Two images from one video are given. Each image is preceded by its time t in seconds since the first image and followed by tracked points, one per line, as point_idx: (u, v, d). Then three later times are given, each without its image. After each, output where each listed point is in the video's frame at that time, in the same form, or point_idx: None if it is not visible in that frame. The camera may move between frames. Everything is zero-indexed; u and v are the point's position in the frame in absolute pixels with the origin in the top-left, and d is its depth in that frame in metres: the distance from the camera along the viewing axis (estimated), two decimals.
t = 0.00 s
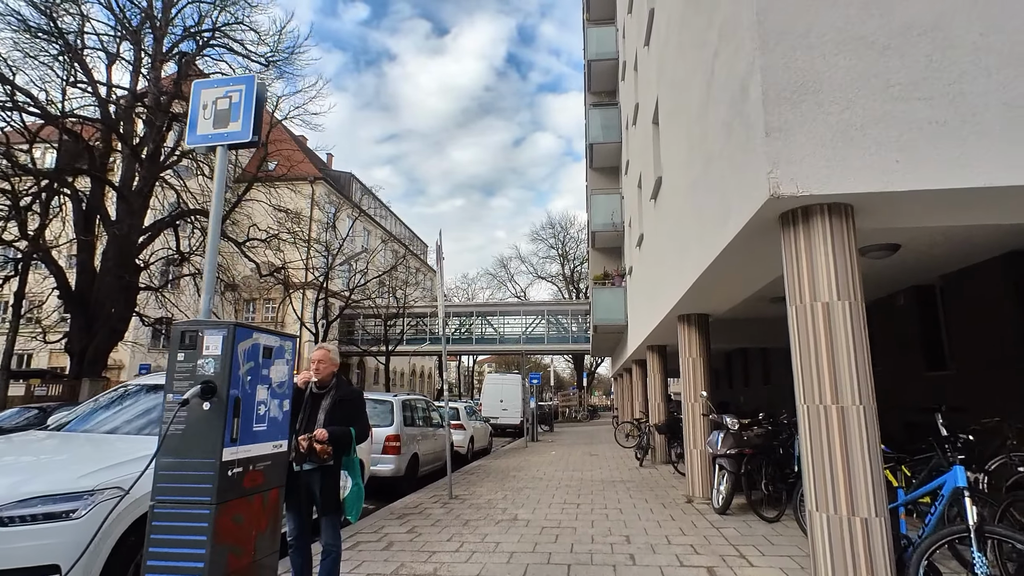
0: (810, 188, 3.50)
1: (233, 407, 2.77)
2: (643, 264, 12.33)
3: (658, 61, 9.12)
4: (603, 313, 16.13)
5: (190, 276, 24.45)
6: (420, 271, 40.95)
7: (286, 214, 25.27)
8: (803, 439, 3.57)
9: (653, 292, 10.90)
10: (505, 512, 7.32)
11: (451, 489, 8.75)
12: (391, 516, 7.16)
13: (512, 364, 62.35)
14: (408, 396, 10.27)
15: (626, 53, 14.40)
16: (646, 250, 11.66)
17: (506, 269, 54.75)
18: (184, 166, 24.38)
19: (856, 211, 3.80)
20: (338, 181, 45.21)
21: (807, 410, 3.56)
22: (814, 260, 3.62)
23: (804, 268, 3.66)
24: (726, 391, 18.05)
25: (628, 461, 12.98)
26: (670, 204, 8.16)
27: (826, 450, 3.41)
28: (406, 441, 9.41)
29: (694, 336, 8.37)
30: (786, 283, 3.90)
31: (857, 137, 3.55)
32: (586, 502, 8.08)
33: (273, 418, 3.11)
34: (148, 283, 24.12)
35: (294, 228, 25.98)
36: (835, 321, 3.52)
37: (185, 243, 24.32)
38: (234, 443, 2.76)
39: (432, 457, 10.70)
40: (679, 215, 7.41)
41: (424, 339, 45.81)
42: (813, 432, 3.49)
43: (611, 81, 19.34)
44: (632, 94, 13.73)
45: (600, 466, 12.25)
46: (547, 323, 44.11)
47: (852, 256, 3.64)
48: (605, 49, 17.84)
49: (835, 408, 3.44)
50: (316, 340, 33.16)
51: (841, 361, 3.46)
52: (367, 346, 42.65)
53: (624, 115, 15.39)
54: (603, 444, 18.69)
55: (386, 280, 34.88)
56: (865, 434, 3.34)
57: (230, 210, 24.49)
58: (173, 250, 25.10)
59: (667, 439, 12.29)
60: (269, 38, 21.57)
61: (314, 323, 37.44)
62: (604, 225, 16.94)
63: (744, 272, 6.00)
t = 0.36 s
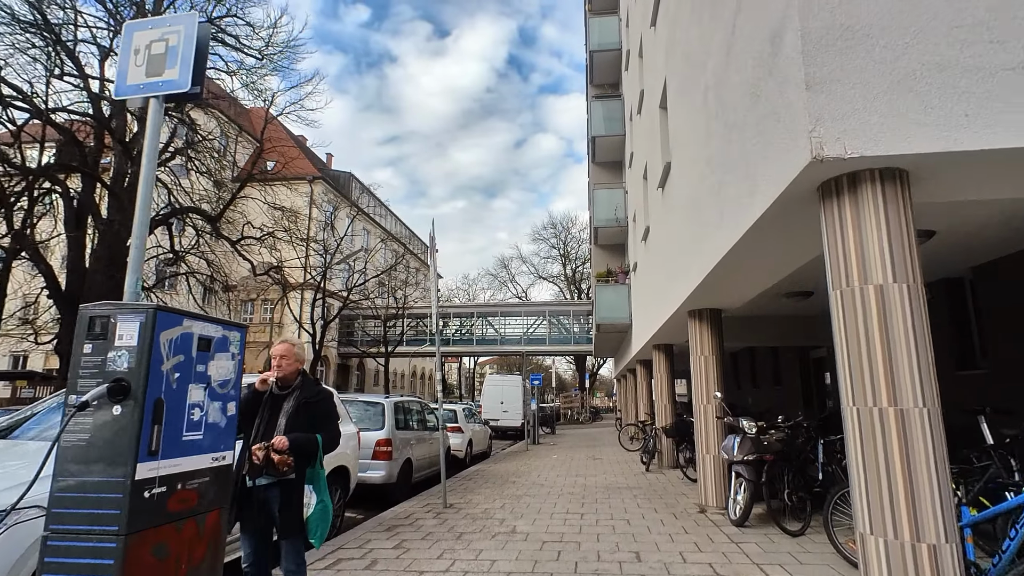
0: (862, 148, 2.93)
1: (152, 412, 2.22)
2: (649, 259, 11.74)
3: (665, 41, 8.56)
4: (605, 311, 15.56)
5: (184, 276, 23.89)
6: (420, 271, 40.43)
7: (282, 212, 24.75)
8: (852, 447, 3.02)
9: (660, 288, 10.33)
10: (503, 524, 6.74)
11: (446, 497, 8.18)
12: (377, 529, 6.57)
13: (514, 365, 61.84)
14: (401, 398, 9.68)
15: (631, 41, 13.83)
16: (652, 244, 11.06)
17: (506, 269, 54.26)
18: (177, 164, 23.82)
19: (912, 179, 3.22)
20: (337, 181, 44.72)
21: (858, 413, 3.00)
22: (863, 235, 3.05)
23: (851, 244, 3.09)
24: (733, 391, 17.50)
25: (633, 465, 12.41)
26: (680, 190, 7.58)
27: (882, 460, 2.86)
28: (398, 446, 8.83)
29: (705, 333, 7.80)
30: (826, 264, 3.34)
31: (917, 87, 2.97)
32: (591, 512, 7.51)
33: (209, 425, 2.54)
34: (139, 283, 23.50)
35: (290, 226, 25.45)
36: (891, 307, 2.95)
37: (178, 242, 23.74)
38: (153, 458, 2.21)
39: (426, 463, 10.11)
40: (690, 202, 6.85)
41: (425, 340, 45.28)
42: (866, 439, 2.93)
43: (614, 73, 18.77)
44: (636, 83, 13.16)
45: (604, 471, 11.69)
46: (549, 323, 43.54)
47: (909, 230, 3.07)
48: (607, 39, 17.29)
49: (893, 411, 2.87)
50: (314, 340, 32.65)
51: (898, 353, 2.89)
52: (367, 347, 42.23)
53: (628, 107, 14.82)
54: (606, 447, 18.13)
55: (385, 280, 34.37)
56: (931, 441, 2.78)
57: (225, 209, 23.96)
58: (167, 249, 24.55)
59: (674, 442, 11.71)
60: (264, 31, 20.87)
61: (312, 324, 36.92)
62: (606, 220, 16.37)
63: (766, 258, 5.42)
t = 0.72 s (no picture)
0: (926, 84, 2.40)
1: (13, 406, 2.34)
2: (654, 252, 11.19)
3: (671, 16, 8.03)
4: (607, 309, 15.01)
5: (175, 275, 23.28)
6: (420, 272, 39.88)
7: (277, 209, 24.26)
8: (912, 450, 2.53)
9: (666, 283, 9.78)
10: (496, 535, 6.19)
11: (436, 505, 7.62)
12: (358, 541, 5.98)
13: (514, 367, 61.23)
14: (391, 399, 9.13)
15: (634, 28, 13.31)
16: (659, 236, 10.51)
17: (507, 270, 53.71)
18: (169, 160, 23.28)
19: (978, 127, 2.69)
20: (336, 180, 44.20)
21: (918, 410, 2.51)
22: (923, 194, 2.52)
23: (909, 204, 2.56)
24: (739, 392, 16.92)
25: (637, 470, 11.84)
26: (691, 171, 7.03)
27: (952, 467, 2.38)
28: (387, 450, 8.27)
29: (717, 328, 7.21)
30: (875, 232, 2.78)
31: (992, 10, 2.44)
32: (593, 520, 6.94)
33: (108, 421, 2.75)
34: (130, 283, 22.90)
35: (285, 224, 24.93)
36: (960, 279, 2.43)
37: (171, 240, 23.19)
38: (14, 461, 2.33)
39: (417, 468, 9.52)
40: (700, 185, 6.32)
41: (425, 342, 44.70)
42: (929, 442, 2.45)
43: (615, 64, 18.25)
44: (640, 70, 12.60)
45: (605, 475, 11.12)
46: (550, 325, 42.93)
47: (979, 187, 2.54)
48: (609, 29, 16.75)
49: (968, 405, 2.35)
50: (311, 341, 32.10)
51: (972, 335, 2.37)
52: (366, 349, 41.69)
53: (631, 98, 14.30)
54: (608, 450, 17.55)
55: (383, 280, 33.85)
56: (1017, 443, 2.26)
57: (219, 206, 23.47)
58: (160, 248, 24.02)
59: (681, 446, 11.12)
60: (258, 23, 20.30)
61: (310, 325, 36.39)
62: (608, 215, 15.83)
63: (789, 238, 4.87)
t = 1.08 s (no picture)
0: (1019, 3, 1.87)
1: None
2: (660, 247, 10.66)
3: None
4: (610, 307, 14.48)
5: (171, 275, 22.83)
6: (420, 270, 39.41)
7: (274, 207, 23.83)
8: (1001, 466, 2.09)
9: (674, 280, 9.29)
10: (488, 552, 5.67)
11: (427, 515, 7.11)
12: (338, 558, 5.47)
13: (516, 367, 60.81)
14: (381, 402, 8.60)
15: (637, 14, 12.80)
16: (665, 230, 9.98)
17: (509, 270, 53.24)
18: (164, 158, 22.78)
19: None
20: (337, 179, 43.84)
21: (1012, 417, 2.04)
22: (1015, 148, 2.05)
23: (994, 163, 2.11)
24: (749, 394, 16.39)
25: (643, 475, 11.31)
26: (701, 157, 6.54)
27: None
28: (375, 456, 7.74)
29: (729, 326, 6.64)
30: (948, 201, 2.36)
31: None
32: (595, 535, 6.37)
33: None
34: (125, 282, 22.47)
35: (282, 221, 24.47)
36: None
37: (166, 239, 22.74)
38: None
39: (410, 474, 9.01)
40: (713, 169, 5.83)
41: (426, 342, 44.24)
42: None
43: (618, 55, 17.72)
44: (644, 57, 12.05)
45: (609, 481, 10.60)
46: (552, 324, 42.40)
47: None
48: (612, 17, 16.17)
49: None
50: (310, 341, 31.67)
51: None
52: (367, 349, 41.30)
53: (634, 88, 13.78)
54: (612, 453, 17.04)
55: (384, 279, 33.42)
56: None
57: (214, 203, 23.04)
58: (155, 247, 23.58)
59: (688, 450, 10.58)
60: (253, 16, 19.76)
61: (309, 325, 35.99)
62: (611, 210, 15.28)
63: (815, 223, 4.35)
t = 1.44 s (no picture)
0: None
1: None
2: (667, 238, 10.09)
3: None
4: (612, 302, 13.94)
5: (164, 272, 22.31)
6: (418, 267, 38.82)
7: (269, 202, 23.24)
8: None
9: (683, 270, 8.77)
10: (481, 568, 5.11)
11: (416, 525, 6.57)
12: None
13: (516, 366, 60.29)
14: (369, 402, 8.05)
15: None
16: (672, 219, 9.46)
17: (509, 267, 52.67)
18: (155, 152, 22.15)
19: None
20: (335, 176, 43.28)
21: None
22: None
23: None
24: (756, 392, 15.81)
25: (648, 478, 10.76)
26: (715, 134, 6.05)
27: None
28: (362, 460, 7.20)
29: (745, 321, 6.07)
30: None
31: None
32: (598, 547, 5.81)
33: None
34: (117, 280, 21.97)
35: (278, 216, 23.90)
36: None
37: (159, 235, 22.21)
38: None
39: (401, 478, 8.45)
40: (732, 143, 5.34)
41: (426, 340, 43.70)
42: None
43: (620, 43, 17.15)
44: (649, 39, 11.47)
45: (612, 485, 10.06)
46: (554, 323, 41.82)
47: None
48: (614, 2, 15.59)
49: None
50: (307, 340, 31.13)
51: None
52: (365, 348, 40.78)
53: (638, 73, 13.20)
54: (614, 453, 16.49)
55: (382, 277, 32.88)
56: None
57: (208, 198, 22.51)
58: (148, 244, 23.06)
59: (696, 452, 10.00)
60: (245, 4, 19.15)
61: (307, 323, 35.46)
62: (614, 202, 14.71)
63: (854, 195, 3.84)
